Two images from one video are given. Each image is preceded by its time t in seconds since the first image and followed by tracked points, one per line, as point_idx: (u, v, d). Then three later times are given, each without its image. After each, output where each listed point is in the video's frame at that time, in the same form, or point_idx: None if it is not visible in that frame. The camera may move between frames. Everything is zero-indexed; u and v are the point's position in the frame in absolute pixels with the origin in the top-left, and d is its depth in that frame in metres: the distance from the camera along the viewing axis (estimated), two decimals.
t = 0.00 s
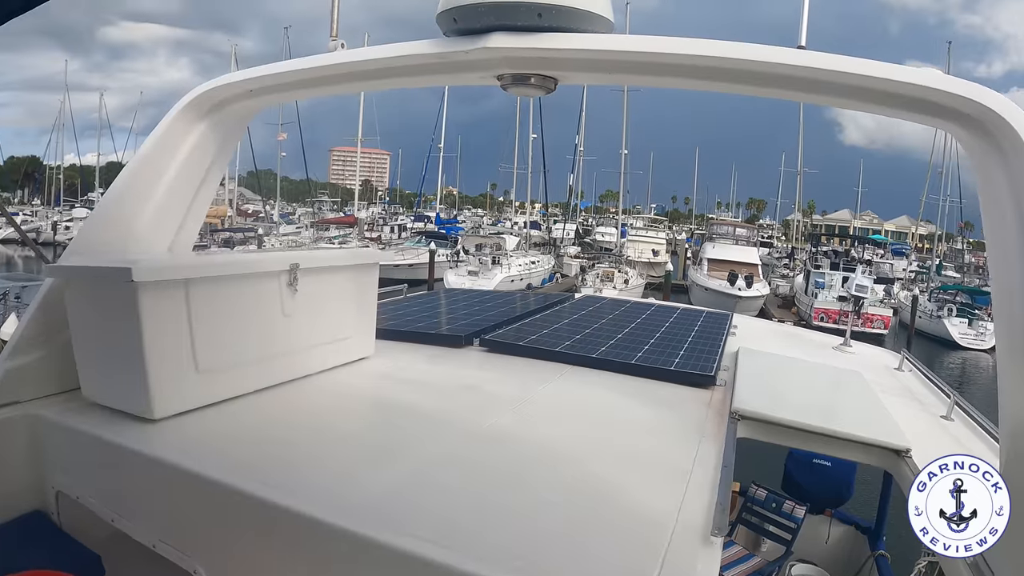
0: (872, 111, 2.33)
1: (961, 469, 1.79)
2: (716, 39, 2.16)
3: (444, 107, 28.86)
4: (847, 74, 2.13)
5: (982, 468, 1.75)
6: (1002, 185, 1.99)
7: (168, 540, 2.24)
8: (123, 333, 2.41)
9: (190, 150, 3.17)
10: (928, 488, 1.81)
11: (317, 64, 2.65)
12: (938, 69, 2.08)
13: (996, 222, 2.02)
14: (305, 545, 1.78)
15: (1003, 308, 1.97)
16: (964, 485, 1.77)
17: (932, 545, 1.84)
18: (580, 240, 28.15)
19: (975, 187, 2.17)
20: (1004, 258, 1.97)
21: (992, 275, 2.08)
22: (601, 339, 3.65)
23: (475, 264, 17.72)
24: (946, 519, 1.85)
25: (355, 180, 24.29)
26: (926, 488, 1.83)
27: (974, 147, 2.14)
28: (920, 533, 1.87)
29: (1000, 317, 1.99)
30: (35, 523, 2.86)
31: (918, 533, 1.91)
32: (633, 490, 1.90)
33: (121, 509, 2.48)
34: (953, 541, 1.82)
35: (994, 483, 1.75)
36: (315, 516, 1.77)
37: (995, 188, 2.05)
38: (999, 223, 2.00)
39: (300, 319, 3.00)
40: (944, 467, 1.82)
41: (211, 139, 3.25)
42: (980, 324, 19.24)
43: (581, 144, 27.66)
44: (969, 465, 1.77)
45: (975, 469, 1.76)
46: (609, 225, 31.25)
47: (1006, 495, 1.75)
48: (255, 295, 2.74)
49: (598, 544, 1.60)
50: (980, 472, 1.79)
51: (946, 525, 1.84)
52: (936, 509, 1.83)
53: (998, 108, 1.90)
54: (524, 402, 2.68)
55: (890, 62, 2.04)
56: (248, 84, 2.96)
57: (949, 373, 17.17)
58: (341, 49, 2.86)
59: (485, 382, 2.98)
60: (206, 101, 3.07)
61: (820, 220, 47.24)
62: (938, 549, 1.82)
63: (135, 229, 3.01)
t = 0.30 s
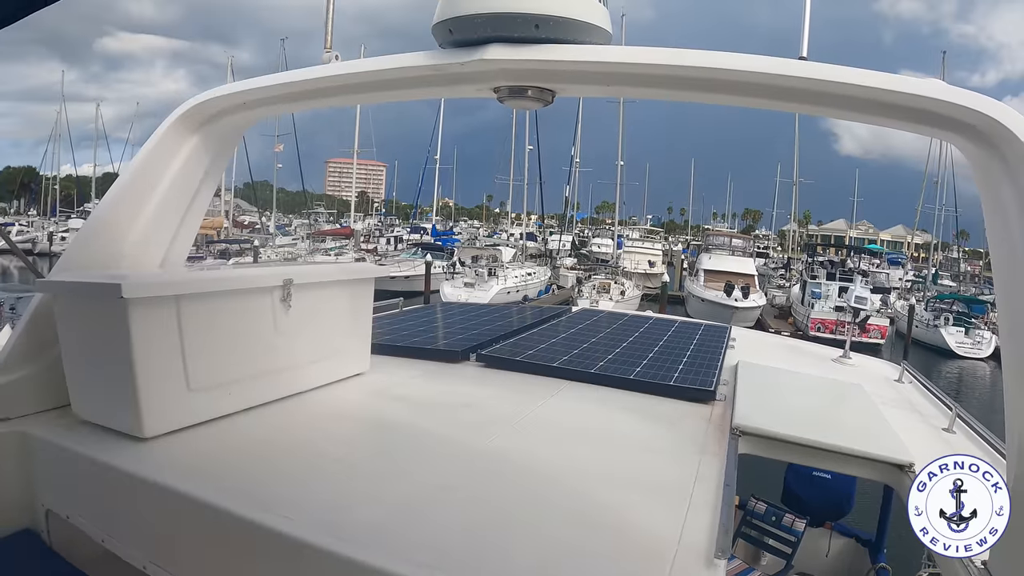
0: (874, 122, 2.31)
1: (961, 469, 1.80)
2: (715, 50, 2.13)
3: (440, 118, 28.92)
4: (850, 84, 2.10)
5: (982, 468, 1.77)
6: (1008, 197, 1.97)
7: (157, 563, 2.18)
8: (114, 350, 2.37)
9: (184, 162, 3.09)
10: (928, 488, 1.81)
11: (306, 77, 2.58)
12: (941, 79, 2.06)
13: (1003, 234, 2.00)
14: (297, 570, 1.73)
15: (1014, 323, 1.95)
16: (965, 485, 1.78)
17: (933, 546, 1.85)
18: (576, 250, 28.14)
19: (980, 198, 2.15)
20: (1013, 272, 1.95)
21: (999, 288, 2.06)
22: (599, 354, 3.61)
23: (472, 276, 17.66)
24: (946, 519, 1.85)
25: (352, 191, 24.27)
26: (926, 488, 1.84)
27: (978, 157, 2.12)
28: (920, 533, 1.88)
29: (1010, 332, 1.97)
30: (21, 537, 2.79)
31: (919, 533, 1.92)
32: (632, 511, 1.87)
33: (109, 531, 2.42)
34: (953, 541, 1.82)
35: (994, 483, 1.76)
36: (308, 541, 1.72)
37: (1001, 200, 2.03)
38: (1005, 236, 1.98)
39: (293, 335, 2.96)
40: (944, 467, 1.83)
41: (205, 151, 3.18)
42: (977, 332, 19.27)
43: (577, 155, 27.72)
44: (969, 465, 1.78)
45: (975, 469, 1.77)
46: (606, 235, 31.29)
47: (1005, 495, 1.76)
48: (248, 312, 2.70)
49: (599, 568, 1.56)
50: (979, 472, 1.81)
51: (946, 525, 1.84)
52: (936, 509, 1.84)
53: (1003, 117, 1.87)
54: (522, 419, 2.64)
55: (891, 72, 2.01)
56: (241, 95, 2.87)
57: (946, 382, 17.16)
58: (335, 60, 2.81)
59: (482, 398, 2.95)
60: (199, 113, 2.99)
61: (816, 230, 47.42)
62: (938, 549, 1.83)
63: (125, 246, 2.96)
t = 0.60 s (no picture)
0: (876, 129, 2.30)
1: (962, 469, 1.84)
2: (715, 57, 2.11)
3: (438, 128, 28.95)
4: (853, 90, 2.08)
5: (982, 469, 1.78)
6: (1012, 203, 1.96)
7: None
8: (106, 362, 2.34)
9: (178, 172, 3.05)
10: (927, 488, 1.86)
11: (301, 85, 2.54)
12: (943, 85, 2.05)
13: (1007, 241, 1.99)
14: None
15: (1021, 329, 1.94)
16: (964, 485, 1.82)
17: (932, 545, 1.91)
18: (574, 259, 28.11)
19: (984, 205, 2.14)
20: (1019, 280, 1.93)
21: (1004, 294, 2.05)
22: (598, 364, 3.58)
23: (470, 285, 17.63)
24: (946, 519, 1.90)
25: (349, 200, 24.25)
26: (926, 488, 1.89)
27: (982, 164, 2.11)
28: (920, 533, 1.94)
29: (1017, 340, 1.95)
30: (11, 553, 2.73)
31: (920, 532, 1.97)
32: (636, 526, 1.83)
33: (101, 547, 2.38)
34: (953, 541, 1.88)
35: (994, 483, 1.78)
36: (304, 557, 1.69)
37: (1005, 206, 2.01)
38: (1010, 243, 1.97)
39: (289, 347, 2.93)
40: (945, 467, 1.87)
41: (200, 160, 3.14)
42: (976, 339, 19.25)
43: (574, 164, 27.76)
44: (969, 465, 1.82)
45: (975, 469, 1.79)
46: (603, 244, 31.26)
47: (1005, 496, 1.77)
48: (243, 324, 2.67)
49: None
50: (980, 472, 1.84)
51: (946, 525, 1.89)
52: (936, 509, 1.89)
53: (1008, 123, 1.85)
54: (521, 431, 2.61)
55: (893, 79, 2.00)
56: (237, 104, 2.83)
57: (946, 389, 17.12)
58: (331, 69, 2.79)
59: (480, 410, 2.91)
60: (194, 123, 2.96)
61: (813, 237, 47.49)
62: (937, 548, 1.89)
63: (117, 256, 2.92)
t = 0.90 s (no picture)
0: (874, 136, 2.29)
1: (962, 470, 1.92)
2: (711, 66, 2.10)
3: (436, 136, 28.98)
4: (849, 97, 2.07)
5: (982, 469, 1.85)
6: (1012, 210, 1.95)
7: None
8: (100, 373, 2.31)
9: (174, 181, 3.04)
10: (928, 488, 1.94)
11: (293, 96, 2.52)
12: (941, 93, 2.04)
13: (1007, 248, 1.99)
14: None
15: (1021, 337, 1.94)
16: (964, 485, 1.89)
17: (933, 545, 2.00)
18: (573, 267, 28.07)
19: (983, 211, 2.14)
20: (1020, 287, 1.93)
21: (1004, 302, 2.04)
22: (596, 374, 3.56)
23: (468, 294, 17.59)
24: (947, 519, 1.98)
25: (347, 209, 24.26)
26: (926, 488, 1.97)
27: (981, 170, 2.10)
28: (921, 532, 2.03)
29: (1018, 348, 1.95)
30: (4, 565, 2.70)
31: (921, 532, 2.06)
32: (634, 540, 1.81)
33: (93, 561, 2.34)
34: (953, 541, 1.95)
35: (994, 483, 1.84)
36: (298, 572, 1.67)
37: (1004, 213, 2.01)
38: (1011, 250, 1.97)
39: (284, 358, 2.91)
40: (946, 468, 1.95)
41: (196, 170, 3.13)
42: (974, 345, 19.25)
43: (572, 172, 27.80)
44: (969, 466, 1.89)
45: (975, 470, 1.86)
46: (602, 252, 31.27)
47: (1005, 495, 1.83)
48: (237, 335, 2.65)
49: None
50: (981, 473, 1.90)
51: (947, 525, 1.98)
52: (937, 508, 1.97)
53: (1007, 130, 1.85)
54: (519, 443, 2.59)
55: (890, 87, 1.99)
56: (233, 113, 2.82)
57: (945, 395, 17.08)
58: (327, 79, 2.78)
59: (478, 421, 2.89)
60: (189, 133, 2.95)
61: (811, 245, 47.61)
62: (937, 547, 1.97)
63: (111, 268, 2.91)
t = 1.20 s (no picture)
0: (871, 143, 2.28)
1: (962, 469, 1.92)
2: (705, 75, 2.10)
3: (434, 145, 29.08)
4: (847, 105, 2.05)
5: (982, 469, 1.86)
6: (1010, 217, 1.94)
7: None
8: (90, 386, 2.29)
9: (166, 191, 3.02)
10: (928, 488, 1.95)
11: (285, 105, 2.50)
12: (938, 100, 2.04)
13: (1007, 256, 1.97)
14: None
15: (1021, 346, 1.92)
16: (964, 485, 1.90)
17: (933, 544, 2.02)
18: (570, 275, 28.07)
19: (982, 219, 2.12)
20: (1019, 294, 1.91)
21: (1003, 310, 2.03)
22: (592, 384, 3.54)
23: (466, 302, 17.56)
24: (947, 520, 1.99)
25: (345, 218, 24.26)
26: (926, 488, 1.98)
27: (980, 178, 2.09)
28: (921, 532, 2.04)
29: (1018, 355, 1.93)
30: None
31: (921, 532, 2.07)
32: (633, 556, 1.76)
33: None
34: (953, 541, 1.96)
35: (994, 483, 1.85)
36: None
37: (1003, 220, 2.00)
38: (1010, 258, 1.95)
39: (277, 369, 2.88)
40: (945, 467, 1.95)
41: (188, 179, 3.11)
42: (971, 352, 19.25)
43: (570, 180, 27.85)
44: (969, 466, 1.89)
45: (975, 470, 1.87)
46: (599, 259, 31.25)
47: (1005, 496, 1.84)
48: (229, 347, 2.63)
49: None
50: (981, 473, 1.90)
51: (946, 525, 1.99)
52: (936, 508, 1.98)
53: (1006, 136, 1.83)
54: (515, 455, 2.55)
55: (885, 95, 1.99)
56: (226, 123, 2.80)
57: (944, 402, 17.05)
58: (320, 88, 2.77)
59: (474, 432, 2.85)
60: (182, 143, 2.93)
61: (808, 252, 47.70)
62: (936, 547, 1.99)
63: (102, 279, 2.89)
